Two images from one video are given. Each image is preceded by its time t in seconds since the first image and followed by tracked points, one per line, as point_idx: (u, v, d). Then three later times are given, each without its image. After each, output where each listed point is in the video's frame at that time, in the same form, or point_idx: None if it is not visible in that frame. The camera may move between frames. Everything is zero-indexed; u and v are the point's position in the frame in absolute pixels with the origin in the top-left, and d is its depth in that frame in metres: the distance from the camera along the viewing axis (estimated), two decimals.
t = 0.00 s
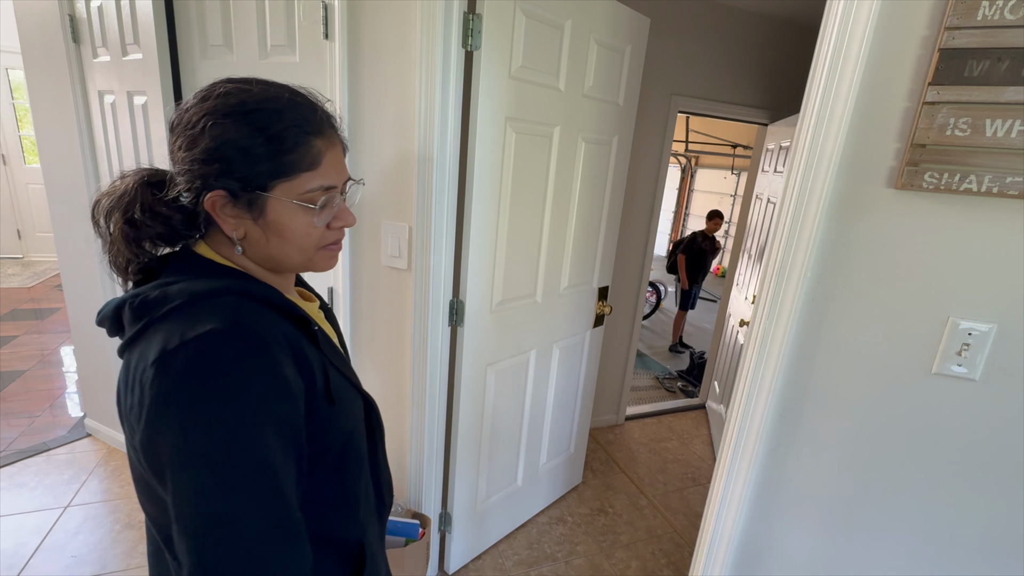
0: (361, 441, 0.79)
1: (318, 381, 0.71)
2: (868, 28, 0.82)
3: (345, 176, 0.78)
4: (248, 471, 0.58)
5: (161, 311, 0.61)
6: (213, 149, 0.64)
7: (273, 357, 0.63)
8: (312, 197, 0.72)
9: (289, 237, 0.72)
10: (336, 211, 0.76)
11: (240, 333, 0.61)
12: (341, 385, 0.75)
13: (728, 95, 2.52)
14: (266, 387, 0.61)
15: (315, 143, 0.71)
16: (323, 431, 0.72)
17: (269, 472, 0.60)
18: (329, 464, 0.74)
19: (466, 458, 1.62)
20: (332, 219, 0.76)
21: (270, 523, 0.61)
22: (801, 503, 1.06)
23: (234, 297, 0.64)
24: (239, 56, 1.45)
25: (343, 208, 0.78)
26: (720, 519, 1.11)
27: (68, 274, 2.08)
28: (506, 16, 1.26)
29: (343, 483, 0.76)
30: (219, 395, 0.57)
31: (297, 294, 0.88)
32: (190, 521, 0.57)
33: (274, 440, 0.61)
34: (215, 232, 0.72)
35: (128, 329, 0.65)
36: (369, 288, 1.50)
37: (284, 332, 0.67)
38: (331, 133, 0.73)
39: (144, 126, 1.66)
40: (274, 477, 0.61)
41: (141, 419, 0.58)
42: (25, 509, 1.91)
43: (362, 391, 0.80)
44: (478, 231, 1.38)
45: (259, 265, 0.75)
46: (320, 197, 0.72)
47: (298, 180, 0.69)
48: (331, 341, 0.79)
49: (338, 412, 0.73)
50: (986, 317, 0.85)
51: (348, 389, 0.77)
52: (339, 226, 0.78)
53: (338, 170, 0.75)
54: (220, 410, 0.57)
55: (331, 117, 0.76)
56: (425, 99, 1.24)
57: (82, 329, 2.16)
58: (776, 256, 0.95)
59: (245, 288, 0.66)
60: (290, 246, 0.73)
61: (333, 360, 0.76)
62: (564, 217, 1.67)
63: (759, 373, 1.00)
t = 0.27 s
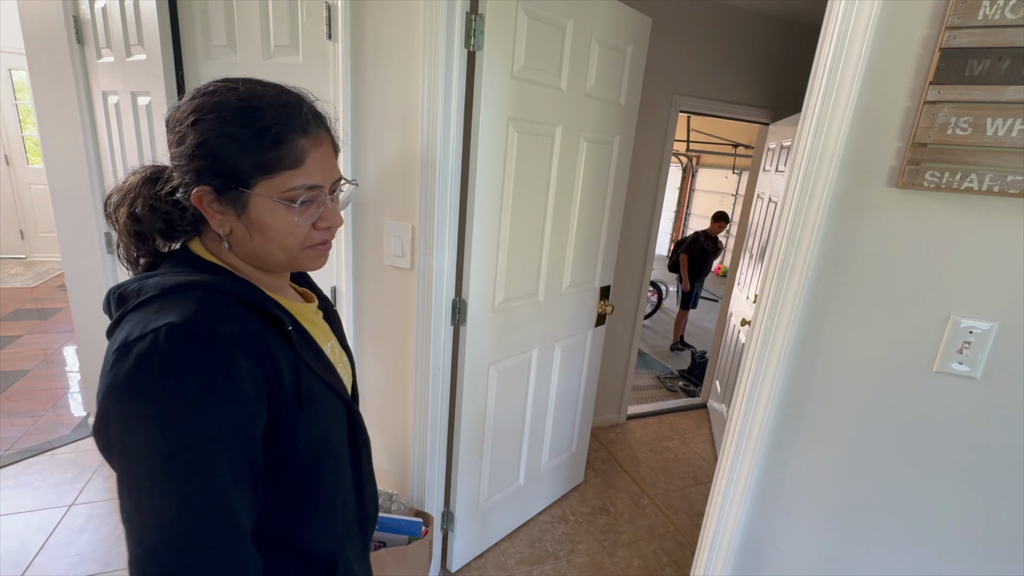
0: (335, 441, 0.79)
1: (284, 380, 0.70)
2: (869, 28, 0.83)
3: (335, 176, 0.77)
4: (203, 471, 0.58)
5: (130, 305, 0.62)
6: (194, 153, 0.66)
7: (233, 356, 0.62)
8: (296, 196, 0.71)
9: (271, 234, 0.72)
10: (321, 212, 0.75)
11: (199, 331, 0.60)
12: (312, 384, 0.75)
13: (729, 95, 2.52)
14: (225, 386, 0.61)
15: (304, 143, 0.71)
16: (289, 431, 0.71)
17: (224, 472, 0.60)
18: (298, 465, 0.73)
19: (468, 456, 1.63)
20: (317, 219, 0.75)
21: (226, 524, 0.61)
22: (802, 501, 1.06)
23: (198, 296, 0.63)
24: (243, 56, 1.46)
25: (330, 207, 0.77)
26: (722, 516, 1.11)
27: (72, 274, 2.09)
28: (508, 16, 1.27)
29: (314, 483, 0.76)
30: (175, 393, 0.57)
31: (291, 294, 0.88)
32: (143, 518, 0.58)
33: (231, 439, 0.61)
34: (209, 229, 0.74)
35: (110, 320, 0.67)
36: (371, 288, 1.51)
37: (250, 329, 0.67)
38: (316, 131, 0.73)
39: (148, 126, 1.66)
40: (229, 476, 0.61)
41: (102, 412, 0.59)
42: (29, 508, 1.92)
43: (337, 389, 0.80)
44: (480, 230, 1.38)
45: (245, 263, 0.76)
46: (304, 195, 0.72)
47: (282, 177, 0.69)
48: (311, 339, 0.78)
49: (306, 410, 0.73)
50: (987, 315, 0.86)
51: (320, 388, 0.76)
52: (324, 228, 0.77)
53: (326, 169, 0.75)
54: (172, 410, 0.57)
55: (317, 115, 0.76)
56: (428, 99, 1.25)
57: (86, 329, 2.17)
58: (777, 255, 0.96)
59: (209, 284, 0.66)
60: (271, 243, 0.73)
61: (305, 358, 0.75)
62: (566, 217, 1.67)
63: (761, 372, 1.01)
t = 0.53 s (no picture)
0: (314, 446, 0.78)
1: (258, 383, 0.69)
2: (869, 28, 0.83)
3: (331, 175, 0.77)
4: (160, 475, 0.58)
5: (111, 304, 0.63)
6: (188, 154, 0.66)
7: (199, 359, 0.61)
8: (290, 195, 0.71)
9: (264, 234, 0.72)
10: (316, 211, 0.75)
11: (166, 332, 0.59)
12: (291, 387, 0.74)
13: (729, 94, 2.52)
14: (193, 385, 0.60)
15: (297, 142, 0.71)
16: (262, 434, 0.70)
17: (184, 478, 0.60)
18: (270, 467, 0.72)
19: (469, 456, 1.63)
20: (311, 219, 0.75)
21: (184, 530, 0.60)
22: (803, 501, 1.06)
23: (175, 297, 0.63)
24: (243, 57, 1.46)
25: (326, 207, 0.77)
26: (723, 516, 1.12)
27: (72, 275, 2.09)
28: (509, 17, 1.27)
29: (290, 488, 0.75)
30: (135, 394, 0.56)
31: (293, 296, 0.89)
32: (101, 521, 0.58)
33: (196, 443, 0.60)
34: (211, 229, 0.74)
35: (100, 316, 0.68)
36: (372, 288, 1.51)
37: (227, 328, 0.66)
38: (310, 129, 0.73)
39: (148, 127, 1.66)
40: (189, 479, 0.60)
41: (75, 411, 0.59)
42: (31, 509, 1.92)
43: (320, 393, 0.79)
44: (481, 231, 1.38)
45: (242, 262, 0.76)
46: (298, 195, 0.72)
47: (276, 176, 0.69)
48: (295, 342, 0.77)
49: (281, 414, 0.72)
50: (988, 315, 0.86)
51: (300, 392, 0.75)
52: (319, 227, 0.76)
53: (322, 169, 0.75)
54: (133, 412, 0.56)
55: (312, 113, 0.75)
56: (428, 100, 1.25)
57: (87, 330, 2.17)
58: (778, 256, 0.96)
59: (189, 279, 0.65)
60: (266, 243, 0.73)
61: (285, 360, 0.74)
62: (566, 217, 1.67)
63: (761, 372, 1.01)
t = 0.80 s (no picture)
0: (297, 451, 0.76)
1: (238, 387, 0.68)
2: (869, 26, 0.83)
3: (322, 172, 0.75)
4: (132, 483, 0.57)
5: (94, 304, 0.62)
6: (177, 150, 0.67)
7: (174, 364, 0.60)
8: (277, 191, 0.70)
9: (251, 231, 0.71)
10: (304, 208, 0.74)
11: (140, 333, 0.58)
12: (273, 391, 0.72)
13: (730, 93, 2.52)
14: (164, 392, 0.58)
15: (284, 137, 0.70)
16: (242, 440, 0.69)
17: (156, 487, 0.58)
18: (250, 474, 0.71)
19: (470, 455, 1.63)
20: (300, 216, 0.73)
21: (154, 536, 0.59)
22: (803, 498, 1.06)
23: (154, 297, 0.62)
24: (244, 57, 1.46)
25: (317, 206, 0.75)
26: (723, 514, 1.12)
27: (74, 275, 2.09)
28: (509, 16, 1.27)
29: (270, 495, 0.73)
30: (106, 400, 0.55)
31: (293, 299, 0.88)
32: (73, 526, 0.57)
33: (167, 450, 0.59)
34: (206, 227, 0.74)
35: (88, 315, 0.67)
36: (373, 288, 1.51)
37: (204, 332, 0.64)
38: (298, 124, 0.72)
39: (149, 127, 1.66)
40: (159, 489, 0.59)
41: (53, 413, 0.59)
42: (33, 508, 1.92)
43: (303, 396, 0.77)
44: (481, 230, 1.39)
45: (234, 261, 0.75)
46: (284, 191, 0.70)
47: (263, 172, 0.68)
48: (281, 343, 0.76)
49: (262, 419, 0.71)
50: (988, 312, 0.86)
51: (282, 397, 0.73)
52: (308, 226, 0.75)
53: (311, 165, 0.73)
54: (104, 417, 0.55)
55: (302, 107, 0.74)
56: (429, 99, 1.25)
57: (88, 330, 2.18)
58: (778, 253, 0.96)
59: (166, 279, 0.64)
60: (254, 241, 0.72)
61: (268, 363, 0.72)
62: (567, 216, 1.67)
63: (762, 370, 1.01)
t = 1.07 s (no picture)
0: (236, 493, 0.66)
1: (160, 421, 0.59)
2: (856, 26, 0.83)
3: (264, 167, 0.69)
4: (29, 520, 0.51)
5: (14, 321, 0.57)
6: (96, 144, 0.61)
7: (74, 395, 0.52)
8: (207, 187, 0.63)
9: (180, 235, 0.63)
10: (240, 208, 0.66)
11: (38, 358, 0.50)
12: (205, 429, 0.63)
13: (722, 93, 2.53)
14: (54, 427, 0.51)
15: (206, 121, 0.63)
16: (166, 481, 0.60)
17: (54, 528, 0.52)
18: (174, 524, 0.61)
19: (462, 456, 1.62)
20: (235, 216, 0.66)
21: None
22: (794, 499, 1.06)
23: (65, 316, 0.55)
24: (232, 56, 1.45)
25: (256, 205, 0.68)
26: (714, 514, 1.12)
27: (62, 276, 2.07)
28: (499, 16, 1.26)
29: (201, 543, 0.64)
30: None
31: (251, 314, 0.80)
32: None
33: (66, 491, 0.52)
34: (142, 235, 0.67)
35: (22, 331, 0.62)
36: (363, 289, 1.50)
37: (111, 359, 0.55)
38: (230, 112, 0.66)
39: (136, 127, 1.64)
40: (51, 533, 0.52)
41: None
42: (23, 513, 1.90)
43: (245, 435, 0.67)
44: (472, 230, 1.38)
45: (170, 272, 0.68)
46: (217, 187, 0.64)
47: (188, 165, 0.62)
48: (219, 369, 0.66)
49: (188, 461, 0.61)
50: (976, 312, 0.86)
51: (217, 434, 0.64)
52: (246, 227, 0.67)
53: (248, 160, 0.67)
54: None
55: (233, 94, 0.68)
56: (418, 99, 1.24)
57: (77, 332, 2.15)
58: (767, 254, 0.96)
59: (80, 298, 0.56)
60: (185, 245, 0.64)
61: (203, 393, 0.63)
62: (558, 216, 1.67)
63: (752, 370, 1.01)
